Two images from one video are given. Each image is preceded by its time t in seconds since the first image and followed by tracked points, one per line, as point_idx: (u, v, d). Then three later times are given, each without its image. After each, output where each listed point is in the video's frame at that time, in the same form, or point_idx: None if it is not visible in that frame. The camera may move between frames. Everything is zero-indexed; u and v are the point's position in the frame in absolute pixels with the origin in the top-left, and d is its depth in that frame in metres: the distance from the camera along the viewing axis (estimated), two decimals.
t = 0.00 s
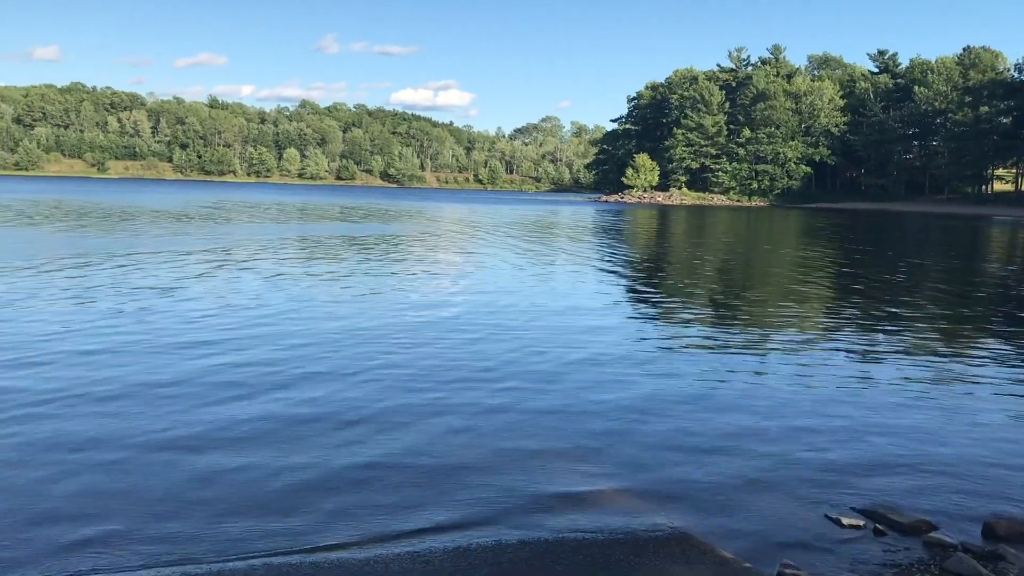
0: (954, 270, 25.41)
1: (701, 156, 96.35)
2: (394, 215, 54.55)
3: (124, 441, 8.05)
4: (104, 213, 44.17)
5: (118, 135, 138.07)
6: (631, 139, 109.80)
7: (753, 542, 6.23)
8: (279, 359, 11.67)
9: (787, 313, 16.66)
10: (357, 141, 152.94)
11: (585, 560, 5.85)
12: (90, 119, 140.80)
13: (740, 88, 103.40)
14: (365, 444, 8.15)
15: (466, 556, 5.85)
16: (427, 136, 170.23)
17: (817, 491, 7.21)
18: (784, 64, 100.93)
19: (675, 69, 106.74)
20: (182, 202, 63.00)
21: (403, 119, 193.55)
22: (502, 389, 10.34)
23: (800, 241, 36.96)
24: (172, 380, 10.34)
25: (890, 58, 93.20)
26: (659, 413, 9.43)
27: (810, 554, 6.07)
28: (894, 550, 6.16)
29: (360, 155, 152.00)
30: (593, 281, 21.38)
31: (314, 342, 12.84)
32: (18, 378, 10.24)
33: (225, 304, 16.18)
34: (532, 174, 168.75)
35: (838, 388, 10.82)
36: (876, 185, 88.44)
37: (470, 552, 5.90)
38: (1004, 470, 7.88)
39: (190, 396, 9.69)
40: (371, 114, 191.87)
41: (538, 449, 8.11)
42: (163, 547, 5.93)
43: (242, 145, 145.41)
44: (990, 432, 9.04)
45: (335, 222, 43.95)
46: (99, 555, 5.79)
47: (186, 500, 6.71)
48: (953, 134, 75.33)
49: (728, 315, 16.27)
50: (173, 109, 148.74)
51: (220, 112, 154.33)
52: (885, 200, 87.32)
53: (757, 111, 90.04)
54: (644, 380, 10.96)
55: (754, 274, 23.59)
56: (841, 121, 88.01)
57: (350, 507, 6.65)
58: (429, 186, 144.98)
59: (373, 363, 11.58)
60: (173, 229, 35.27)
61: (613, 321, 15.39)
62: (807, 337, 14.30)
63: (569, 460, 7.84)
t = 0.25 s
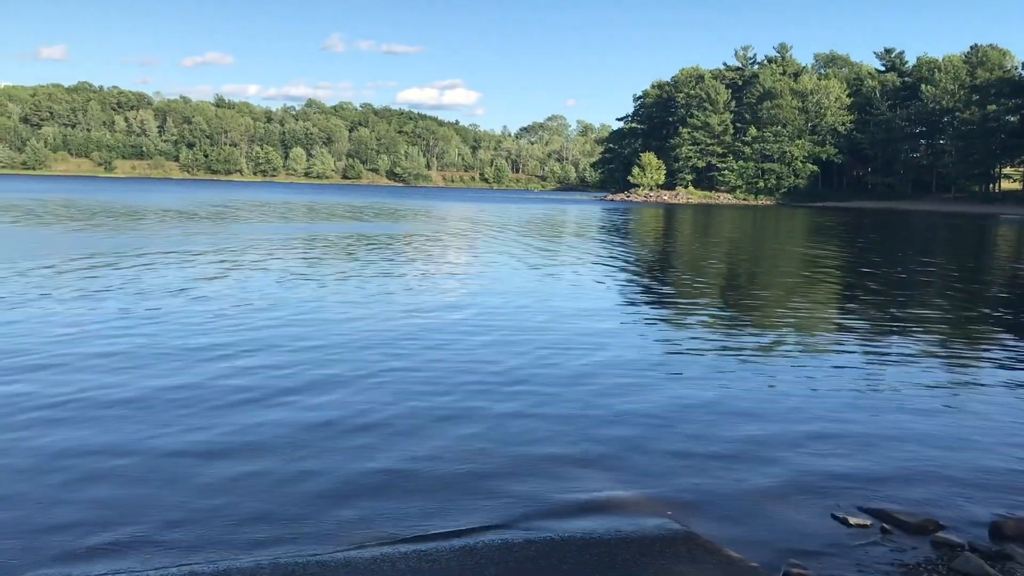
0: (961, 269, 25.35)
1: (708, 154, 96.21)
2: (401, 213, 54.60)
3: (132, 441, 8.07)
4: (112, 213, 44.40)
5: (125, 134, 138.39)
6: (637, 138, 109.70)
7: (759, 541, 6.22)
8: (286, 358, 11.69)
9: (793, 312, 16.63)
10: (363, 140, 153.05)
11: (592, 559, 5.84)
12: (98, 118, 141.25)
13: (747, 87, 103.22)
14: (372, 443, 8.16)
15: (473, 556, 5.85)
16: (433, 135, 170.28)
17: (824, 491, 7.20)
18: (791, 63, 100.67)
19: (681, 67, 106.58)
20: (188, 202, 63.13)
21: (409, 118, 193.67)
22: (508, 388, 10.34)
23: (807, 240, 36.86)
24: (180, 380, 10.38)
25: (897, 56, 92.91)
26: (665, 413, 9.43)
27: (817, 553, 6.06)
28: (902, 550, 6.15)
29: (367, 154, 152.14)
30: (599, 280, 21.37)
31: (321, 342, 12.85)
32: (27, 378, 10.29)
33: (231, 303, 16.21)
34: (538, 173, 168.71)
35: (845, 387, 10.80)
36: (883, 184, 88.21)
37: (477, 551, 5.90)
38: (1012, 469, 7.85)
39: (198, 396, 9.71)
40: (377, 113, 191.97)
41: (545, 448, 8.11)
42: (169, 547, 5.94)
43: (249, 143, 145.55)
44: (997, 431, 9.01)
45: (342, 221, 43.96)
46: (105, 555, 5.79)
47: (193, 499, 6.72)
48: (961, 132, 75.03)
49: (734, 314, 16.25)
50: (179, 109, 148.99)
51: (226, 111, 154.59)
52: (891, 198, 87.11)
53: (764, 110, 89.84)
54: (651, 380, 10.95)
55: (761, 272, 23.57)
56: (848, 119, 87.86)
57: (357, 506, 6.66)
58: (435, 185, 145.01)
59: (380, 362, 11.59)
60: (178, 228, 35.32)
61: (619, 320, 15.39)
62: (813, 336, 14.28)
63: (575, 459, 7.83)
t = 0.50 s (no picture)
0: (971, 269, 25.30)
1: (716, 155, 96.10)
2: (409, 215, 54.65)
3: (142, 440, 8.10)
4: (121, 214, 44.56)
5: (134, 136, 138.94)
6: (645, 138, 109.62)
7: (768, 543, 6.20)
8: (295, 358, 11.74)
9: (802, 312, 16.63)
10: (371, 141, 153.26)
11: (602, 561, 5.83)
12: (106, 120, 141.72)
13: (755, 87, 103.05)
14: (383, 443, 8.18)
15: (482, 556, 5.85)
16: (441, 137, 170.46)
17: (832, 492, 7.20)
18: (799, 63, 100.40)
19: (689, 68, 106.46)
20: (197, 202, 63.31)
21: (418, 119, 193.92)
22: (514, 388, 10.34)
23: (816, 241, 36.80)
24: (189, 380, 10.41)
25: (907, 56, 92.57)
26: (675, 412, 9.43)
27: (826, 553, 6.04)
28: (913, 552, 6.12)
29: (375, 155, 152.30)
30: (607, 281, 21.38)
31: (330, 342, 12.90)
32: (38, 377, 10.34)
33: (238, 304, 16.25)
34: (546, 174, 168.72)
35: (855, 387, 10.77)
36: (892, 184, 87.93)
37: (485, 552, 5.90)
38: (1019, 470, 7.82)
39: (207, 395, 9.75)
40: (385, 114, 192.29)
41: (554, 448, 8.11)
42: (178, 547, 5.95)
43: (257, 145, 145.88)
44: (1007, 432, 8.98)
45: (350, 223, 44.04)
46: (112, 556, 5.80)
47: (204, 498, 6.77)
48: (970, 131, 74.73)
49: (743, 314, 16.29)
50: (189, 110, 149.58)
51: (235, 112, 155.00)
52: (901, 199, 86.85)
53: (773, 110, 89.65)
54: (660, 379, 10.95)
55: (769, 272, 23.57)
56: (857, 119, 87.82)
57: (364, 506, 6.67)
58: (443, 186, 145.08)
59: (388, 362, 11.62)
60: (188, 230, 35.47)
61: (626, 321, 15.38)
62: (822, 336, 14.28)
63: (586, 459, 7.83)
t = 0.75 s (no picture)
0: (981, 271, 25.21)
1: (725, 157, 96.09)
2: (419, 217, 54.82)
3: (153, 442, 8.15)
4: (135, 217, 44.99)
5: (145, 139, 139.69)
6: (654, 140, 109.62)
7: (776, 546, 6.18)
8: (305, 360, 11.79)
9: (812, 314, 16.63)
10: (380, 143, 153.60)
11: (610, 563, 5.82)
12: (117, 122, 142.57)
13: (764, 89, 102.96)
14: (392, 446, 8.18)
15: (490, 558, 5.84)
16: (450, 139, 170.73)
17: (843, 494, 7.16)
18: (809, 64, 100.19)
19: (698, 70, 106.42)
20: (209, 205, 63.70)
21: (427, 121, 194.24)
22: (524, 391, 10.35)
23: (826, 242, 36.73)
24: (199, 382, 10.45)
25: (917, 58, 92.27)
26: (685, 414, 9.42)
27: (835, 558, 6.01)
28: (923, 555, 6.09)
29: (384, 157, 152.63)
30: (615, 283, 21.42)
31: (340, 344, 12.97)
32: (51, 380, 10.42)
33: (245, 307, 16.31)
34: (556, 175, 168.73)
35: (865, 389, 10.75)
36: (903, 186, 87.68)
37: (494, 554, 5.89)
38: None
39: (219, 397, 9.79)
40: (394, 117, 192.71)
41: (563, 451, 8.12)
42: (187, 549, 5.97)
43: (267, 148, 146.41)
44: (1017, 434, 8.93)
45: (360, 225, 44.20)
46: (123, 557, 5.82)
47: (214, 499, 6.79)
48: (981, 133, 74.45)
49: (753, 316, 16.30)
50: (199, 113, 150.28)
51: (245, 115, 155.70)
52: (911, 200, 86.60)
53: (782, 112, 89.54)
54: (670, 381, 10.96)
55: (779, 274, 23.54)
56: (866, 121, 86.21)
57: (374, 508, 6.68)
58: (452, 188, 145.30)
59: (398, 364, 11.65)
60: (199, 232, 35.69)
61: (635, 322, 15.40)
62: (832, 337, 14.27)
63: (596, 461, 7.83)
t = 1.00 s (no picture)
0: (996, 275, 25.02)
1: (738, 159, 95.93)
2: (431, 220, 54.90)
3: (170, 445, 8.17)
4: (150, 220, 45.24)
5: (159, 141, 140.42)
6: (667, 143, 109.47)
7: (789, 549, 6.18)
8: (319, 363, 11.85)
9: (824, 318, 16.59)
10: (393, 146, 153.91)
11: (622, 567, 5.83)
12: (131, 125, 143.41)
13: (777, 91, 102.74)
14: (405, 449, 8.20)
15: (504, 561, 5.85)
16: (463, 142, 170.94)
17: (856, 499, 7.14)
18: (822, 67, 99.87)
19: (711, 72, 106.28)
20: (222, 208, 63.96)
21: (439, 124, 194.63)
22: (537, 395, 10.36)
23: (839, 245, 36.60)
24: (214, 386, 10.49)
25: (931, 60, 91.81)
26: (698, 419, 9.40)
27: (847, 562, 6.00)
28: (936, 561, 6.06)
29: (396, 160, 152.89)
30: (626, 286, 21.41)
31: (353, 347, 13.02)
32: (68, 382, 10.51)
33: (261, 310, 16.42)
34: (568, 178, 168.67)
35: (877, 394, 10.72)
36: (916, 189, 87.21)
37: (506, 557, 5.91)
38: None
39: (233, 400, 9.85)
40: (407, 120, 193.15)
41: (576, 454, 8.12)
42: (201, 551, 6.00)
43: (280, 150, 146.89)
44: None
45: (372, 227, 44.26)
46: (139, 559, 5.87)
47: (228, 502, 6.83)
48: (996, 136, 73.99)
49: (765, 319, 16.27)
50: (213, 116, 150.95)
51: (258, 118, 156.30)
52: (925, 204, 86.15)
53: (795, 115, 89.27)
54: (682, 385, 10.95)
55: (792, 278, 23.46)
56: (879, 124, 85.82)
57: (387, 511, 6.70)
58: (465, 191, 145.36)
59: (411, 368, 11.68)
60: (213, 235, 35.84)
61: (647, 326, 15.39)
62: (845, 341, 14.23)
63: (609, 465, 7.83)
